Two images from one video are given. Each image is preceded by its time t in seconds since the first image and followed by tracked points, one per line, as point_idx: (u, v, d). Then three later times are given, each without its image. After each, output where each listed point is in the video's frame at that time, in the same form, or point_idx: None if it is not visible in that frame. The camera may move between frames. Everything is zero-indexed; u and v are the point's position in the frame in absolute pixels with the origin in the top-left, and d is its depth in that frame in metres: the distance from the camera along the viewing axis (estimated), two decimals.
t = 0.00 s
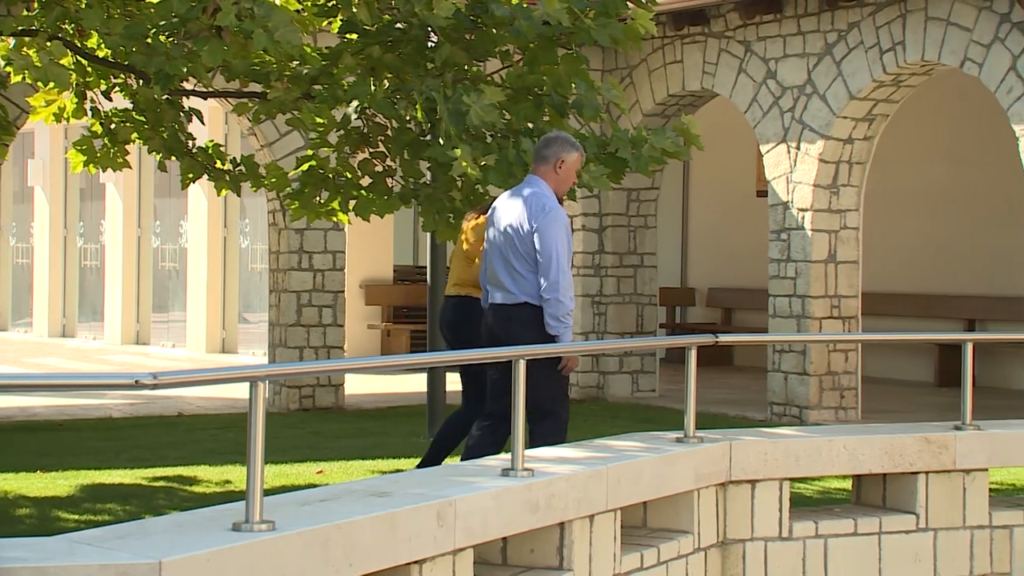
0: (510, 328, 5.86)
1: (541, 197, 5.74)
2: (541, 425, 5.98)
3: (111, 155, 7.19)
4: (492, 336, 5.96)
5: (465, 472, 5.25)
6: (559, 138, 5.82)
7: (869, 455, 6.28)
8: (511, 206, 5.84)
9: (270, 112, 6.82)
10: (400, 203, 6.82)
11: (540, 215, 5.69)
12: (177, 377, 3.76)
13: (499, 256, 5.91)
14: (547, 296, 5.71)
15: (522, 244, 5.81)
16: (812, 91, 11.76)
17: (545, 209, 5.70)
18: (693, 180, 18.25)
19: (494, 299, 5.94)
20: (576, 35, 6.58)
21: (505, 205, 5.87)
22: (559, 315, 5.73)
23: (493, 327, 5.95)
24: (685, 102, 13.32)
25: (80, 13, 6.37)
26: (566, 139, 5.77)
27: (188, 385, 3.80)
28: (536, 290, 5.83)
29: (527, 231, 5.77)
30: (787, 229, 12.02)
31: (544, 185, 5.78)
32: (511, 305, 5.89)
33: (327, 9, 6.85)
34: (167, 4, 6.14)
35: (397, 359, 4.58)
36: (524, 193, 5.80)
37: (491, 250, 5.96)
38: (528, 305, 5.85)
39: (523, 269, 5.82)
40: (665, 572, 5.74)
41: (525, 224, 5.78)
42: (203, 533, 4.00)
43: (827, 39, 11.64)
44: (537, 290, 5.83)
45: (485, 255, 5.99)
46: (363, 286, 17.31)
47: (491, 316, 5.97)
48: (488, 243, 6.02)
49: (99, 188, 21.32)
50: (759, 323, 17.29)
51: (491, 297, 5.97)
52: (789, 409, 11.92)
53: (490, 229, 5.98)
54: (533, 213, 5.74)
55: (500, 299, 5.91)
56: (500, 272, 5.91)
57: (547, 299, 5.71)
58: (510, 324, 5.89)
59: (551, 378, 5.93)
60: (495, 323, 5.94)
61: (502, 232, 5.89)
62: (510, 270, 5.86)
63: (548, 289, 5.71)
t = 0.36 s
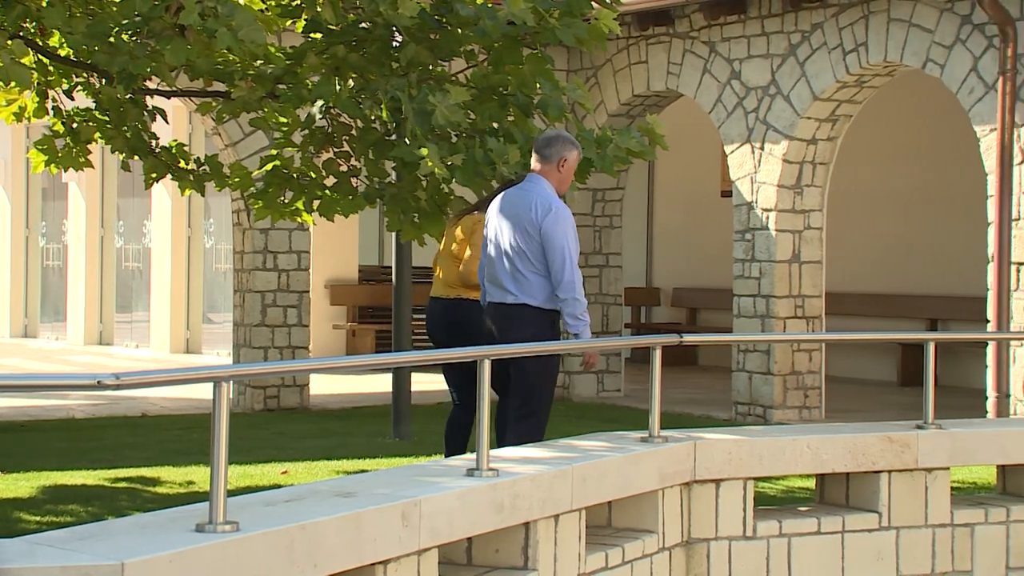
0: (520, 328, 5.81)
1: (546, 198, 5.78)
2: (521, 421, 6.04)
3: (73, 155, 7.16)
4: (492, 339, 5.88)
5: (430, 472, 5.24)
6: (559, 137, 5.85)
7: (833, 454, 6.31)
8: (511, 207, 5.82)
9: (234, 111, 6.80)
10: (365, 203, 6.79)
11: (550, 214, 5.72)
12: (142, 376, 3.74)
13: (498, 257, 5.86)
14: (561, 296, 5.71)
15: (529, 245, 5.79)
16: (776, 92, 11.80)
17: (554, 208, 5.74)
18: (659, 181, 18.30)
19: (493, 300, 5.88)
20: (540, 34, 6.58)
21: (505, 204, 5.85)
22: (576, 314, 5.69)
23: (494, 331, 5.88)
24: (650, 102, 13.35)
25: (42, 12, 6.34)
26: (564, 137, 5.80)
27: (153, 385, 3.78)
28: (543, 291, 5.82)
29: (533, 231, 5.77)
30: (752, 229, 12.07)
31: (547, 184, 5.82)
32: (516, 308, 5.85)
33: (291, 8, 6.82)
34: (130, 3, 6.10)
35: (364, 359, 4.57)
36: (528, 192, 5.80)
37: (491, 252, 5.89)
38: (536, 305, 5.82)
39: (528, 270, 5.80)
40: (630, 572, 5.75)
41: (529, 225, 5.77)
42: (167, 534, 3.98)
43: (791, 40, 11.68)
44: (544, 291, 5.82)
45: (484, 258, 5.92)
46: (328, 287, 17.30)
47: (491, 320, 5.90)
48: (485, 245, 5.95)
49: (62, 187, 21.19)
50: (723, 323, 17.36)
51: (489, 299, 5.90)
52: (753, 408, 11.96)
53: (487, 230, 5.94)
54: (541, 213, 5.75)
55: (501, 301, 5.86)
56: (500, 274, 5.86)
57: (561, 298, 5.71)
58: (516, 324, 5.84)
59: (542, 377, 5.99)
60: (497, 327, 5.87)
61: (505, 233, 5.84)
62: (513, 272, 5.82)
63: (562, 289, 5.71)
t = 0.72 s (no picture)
0: (519, 326, 6.06)
1: (545, 199, 5.99)
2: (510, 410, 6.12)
3: (40, 154, 7.12)
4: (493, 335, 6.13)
5: (399, 472, 5.24)
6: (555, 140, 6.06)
7: (801, 453, 6.33)
8: (512, 209, 6.06)
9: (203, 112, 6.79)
10: (334, 202, 6.80)
11: (548, 215, 5.93)
12: (111, 377, 3.73)
13: (501, 257, 6.11)
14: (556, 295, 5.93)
15: (528, 246, 6.02)
16: (745, 92, 11.83)
17: (552, 210, 5.94)
18: (628, 180, 18.33)
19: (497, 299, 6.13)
20: (510, 34, 6.57)
21: (507, 206, 6.08)
22: (571, 313, 5.91)
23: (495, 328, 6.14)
24: (620, 102, 13.36)
25: (7, 11, 6.30)
26: (557, 141, 6.01)
27: (121, 385, 3.77)
28: (541, 290, 6.04)
29: (533, 232, 5.99)
30: (721, 229, 12.10)
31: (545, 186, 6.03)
32: (516, 307, 6.08)
33: (259, 8, 6.79)
34: (97, 2, 6.07)
35: (335, 359, 4.58)
36: (528, 195, 6.02)
37: (494, 253, 6.15)
38: (535, 304, 6.05)
39: (528, 270, 6.03)
40: (599, 572, 5.76)
41: (529, 226, 6.00)
42: (134, 535, 3.97)
43: (760, 41, 11.72)
44: (541, 291, 6.04)
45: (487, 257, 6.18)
46: (297, 287, 17.28)
47: (492, 318, 6.15)
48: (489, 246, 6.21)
49: (29, 187, 21.06)
50: (693, 322, 17.41)
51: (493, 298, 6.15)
52: (723, 408, 11.99)
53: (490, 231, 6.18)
54: (539, 215, 5.96)
55: (504, 300, 6.10)
56: (502, 274, 6.10)
57: (556, 297, 5.92)
58: (516, 323, 6.08)
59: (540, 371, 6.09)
60: (498, 324, 6.12)
61: (507, 234, 6.09)
62: (514, 272, 6.06)
63: (556, 288, 5.93)
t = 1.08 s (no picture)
0: (508, 321, 6.35)
1: (529, 195, 6.30)
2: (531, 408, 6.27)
3: None
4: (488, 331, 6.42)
5: (362, 472, 5.23)
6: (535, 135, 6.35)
7: (763, 452, 6.35)
8: (499, 206, 6.36)
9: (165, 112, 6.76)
10: (299, 202, 6.75)
11: (533, 210, 6.24)
12: (74, 377, 3.70)
13: (489, 253, 6.41)
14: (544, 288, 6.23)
15: (514, 240, 6.32)
16: (708, 92, 11.86)
17: (536, 204, 6.26)
18: (592, 180, 18.35)
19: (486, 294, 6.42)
20: (474, 34, 6.55)
21: (492, 203, 6.39)
22: (557, 306, 6.21)
23: (489, 324, 6.42)
24: (584, 102, 13.38)
25: None
26: (536, 136, 6.28)
27: (82, 385, 3.74)
28: (530, 284, 6.33)
29: (518, 227, 6.30)
30: (684, 229, 12.13)
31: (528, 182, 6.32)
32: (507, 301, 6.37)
33: (221, 6, 6.76)
34: (58, 1, 6.03)
35: (298, 359, 4.56)
36: (512, 191, 6.34)
37: (481, 249, 6.44)
38: (523, 298, 6.35)
39: (515, 264, 6.32)
40: (562, 571, 5.76)
41: (515, 221, 6.30)
42: (95, 536, 3.94)
43: (722, 41, 11.76)
44: (530, 285, 6.33)
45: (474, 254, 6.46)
46: (260, 287, 17.20)
47: (483, 312, 6.44)
48: (475, 243, 6.51)
49: None
50: (657, 322, 17.46)
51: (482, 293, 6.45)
52: (686, 407, 12.02)
53: (476, 228, 6.48)
54: (524, 210, 6.28)
55: (492, 295, 6.40)
56: (490, 269, 6.40)
57: (543, 290, 6.23)
58: (506, 318, 6.37)
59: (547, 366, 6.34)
60: (491, 319, 6.41)
61: (493, 230, 6.39)
62: (502, 267, 6.35)
63: (544, 281, 6.23)
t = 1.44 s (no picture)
0: (493, 322, 6.42)
1: (516, 199, 6.40)
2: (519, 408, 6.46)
3: None
4: (473, 331, 6.47)
5: (317, 472, 5.21)
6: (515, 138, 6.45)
7: (718, 452, 6.37)
8: (484, 210, 6.44)
9: (118, 110, 6.70)
10: (254, 203, 6.69)
11: (521, 215, 6.33)
12: (24, 380, 3.67)
13: (474, 256, 6.48)
14: (530, 292, 6.30)
15: (501, 243, 6.40)
16: (663, 93, 11.90)
17: (524, 209, 6.35)
18: (548, 180, 18.36)
19: (471, 297, 6.48)
20: (430, 34, 6.52)
21: (478, 207, 6.46)
22: (542, 310, 6.28)
23: (474, 324, 6.48)
24: (540, 102, 13.38)
25: None
26: (520, 140, 6.39)
27: (34, 387, 3.71)
28: (516, 287, 6.41)
29: (505, 231, 6.38)
30: (640, 229, 12.17)
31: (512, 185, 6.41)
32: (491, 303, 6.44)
33: (174, 4, 6.71)
34: None
35: (253, 359, 4.54)
36: (497, 195, 6.41)
37: (465, 252, 6.50)
38: (508, 300, 6.42)
39: (502, 268, 6.40)
40: (518, 571, 5.76)
41: (502, 225, 6.38)
42: (46, 539, 3.91)
43: (678, 42, 11.79)
44: (516, 287, 6.40)
45: (457, 257, 6.52)
46: (215, 287, 17.09)
47: (467, 314, 6.49)
48: (458, 245, 6.56)
49: None
50: (613, 322, 17.49)
51: (466, 295, 6.51)
52: (642, 407, 12.05)
53: (459, 231, 6.54)
54: (511, 215, 6.37)
55: (478, 298, 6.46)
56: (475, 272, 6.46)
57: (529, 295, 6.30)
58: (491, 318, 6.43)
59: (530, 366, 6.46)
60: (476, 320, 6.46)
61: (478, 233, 6.46)
62: (488, 270, 6.42)
63: (530, 286, 6.30)
